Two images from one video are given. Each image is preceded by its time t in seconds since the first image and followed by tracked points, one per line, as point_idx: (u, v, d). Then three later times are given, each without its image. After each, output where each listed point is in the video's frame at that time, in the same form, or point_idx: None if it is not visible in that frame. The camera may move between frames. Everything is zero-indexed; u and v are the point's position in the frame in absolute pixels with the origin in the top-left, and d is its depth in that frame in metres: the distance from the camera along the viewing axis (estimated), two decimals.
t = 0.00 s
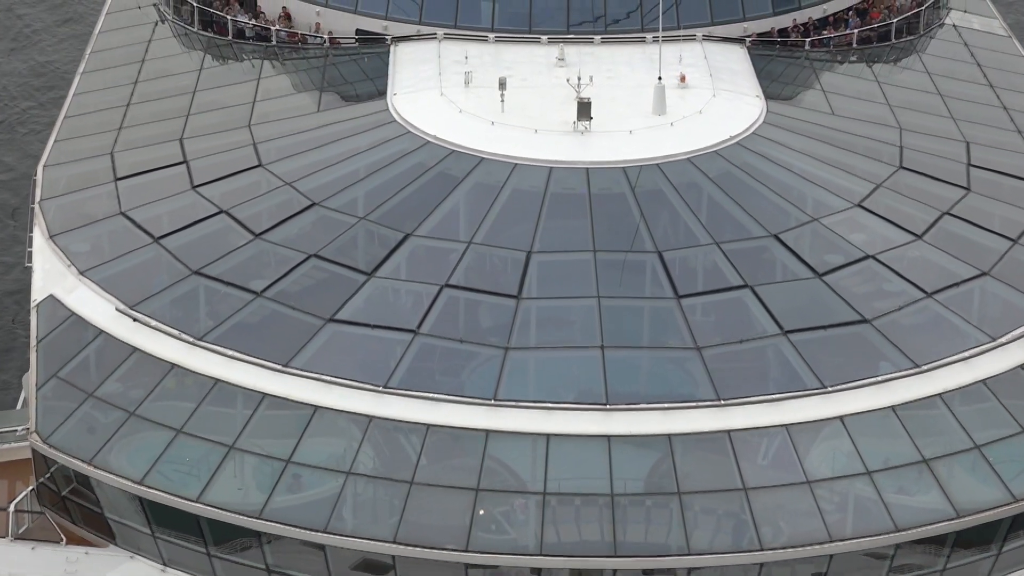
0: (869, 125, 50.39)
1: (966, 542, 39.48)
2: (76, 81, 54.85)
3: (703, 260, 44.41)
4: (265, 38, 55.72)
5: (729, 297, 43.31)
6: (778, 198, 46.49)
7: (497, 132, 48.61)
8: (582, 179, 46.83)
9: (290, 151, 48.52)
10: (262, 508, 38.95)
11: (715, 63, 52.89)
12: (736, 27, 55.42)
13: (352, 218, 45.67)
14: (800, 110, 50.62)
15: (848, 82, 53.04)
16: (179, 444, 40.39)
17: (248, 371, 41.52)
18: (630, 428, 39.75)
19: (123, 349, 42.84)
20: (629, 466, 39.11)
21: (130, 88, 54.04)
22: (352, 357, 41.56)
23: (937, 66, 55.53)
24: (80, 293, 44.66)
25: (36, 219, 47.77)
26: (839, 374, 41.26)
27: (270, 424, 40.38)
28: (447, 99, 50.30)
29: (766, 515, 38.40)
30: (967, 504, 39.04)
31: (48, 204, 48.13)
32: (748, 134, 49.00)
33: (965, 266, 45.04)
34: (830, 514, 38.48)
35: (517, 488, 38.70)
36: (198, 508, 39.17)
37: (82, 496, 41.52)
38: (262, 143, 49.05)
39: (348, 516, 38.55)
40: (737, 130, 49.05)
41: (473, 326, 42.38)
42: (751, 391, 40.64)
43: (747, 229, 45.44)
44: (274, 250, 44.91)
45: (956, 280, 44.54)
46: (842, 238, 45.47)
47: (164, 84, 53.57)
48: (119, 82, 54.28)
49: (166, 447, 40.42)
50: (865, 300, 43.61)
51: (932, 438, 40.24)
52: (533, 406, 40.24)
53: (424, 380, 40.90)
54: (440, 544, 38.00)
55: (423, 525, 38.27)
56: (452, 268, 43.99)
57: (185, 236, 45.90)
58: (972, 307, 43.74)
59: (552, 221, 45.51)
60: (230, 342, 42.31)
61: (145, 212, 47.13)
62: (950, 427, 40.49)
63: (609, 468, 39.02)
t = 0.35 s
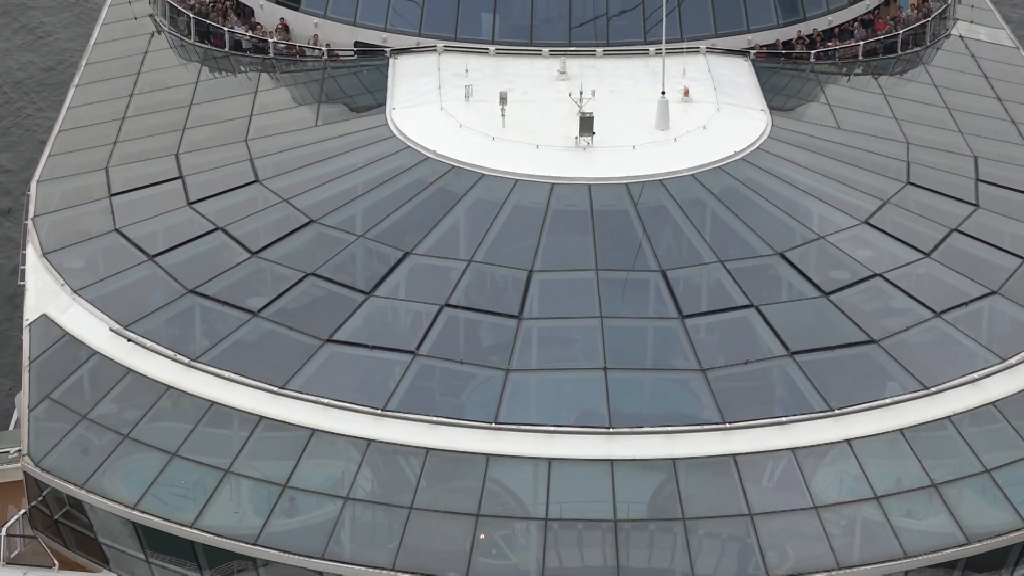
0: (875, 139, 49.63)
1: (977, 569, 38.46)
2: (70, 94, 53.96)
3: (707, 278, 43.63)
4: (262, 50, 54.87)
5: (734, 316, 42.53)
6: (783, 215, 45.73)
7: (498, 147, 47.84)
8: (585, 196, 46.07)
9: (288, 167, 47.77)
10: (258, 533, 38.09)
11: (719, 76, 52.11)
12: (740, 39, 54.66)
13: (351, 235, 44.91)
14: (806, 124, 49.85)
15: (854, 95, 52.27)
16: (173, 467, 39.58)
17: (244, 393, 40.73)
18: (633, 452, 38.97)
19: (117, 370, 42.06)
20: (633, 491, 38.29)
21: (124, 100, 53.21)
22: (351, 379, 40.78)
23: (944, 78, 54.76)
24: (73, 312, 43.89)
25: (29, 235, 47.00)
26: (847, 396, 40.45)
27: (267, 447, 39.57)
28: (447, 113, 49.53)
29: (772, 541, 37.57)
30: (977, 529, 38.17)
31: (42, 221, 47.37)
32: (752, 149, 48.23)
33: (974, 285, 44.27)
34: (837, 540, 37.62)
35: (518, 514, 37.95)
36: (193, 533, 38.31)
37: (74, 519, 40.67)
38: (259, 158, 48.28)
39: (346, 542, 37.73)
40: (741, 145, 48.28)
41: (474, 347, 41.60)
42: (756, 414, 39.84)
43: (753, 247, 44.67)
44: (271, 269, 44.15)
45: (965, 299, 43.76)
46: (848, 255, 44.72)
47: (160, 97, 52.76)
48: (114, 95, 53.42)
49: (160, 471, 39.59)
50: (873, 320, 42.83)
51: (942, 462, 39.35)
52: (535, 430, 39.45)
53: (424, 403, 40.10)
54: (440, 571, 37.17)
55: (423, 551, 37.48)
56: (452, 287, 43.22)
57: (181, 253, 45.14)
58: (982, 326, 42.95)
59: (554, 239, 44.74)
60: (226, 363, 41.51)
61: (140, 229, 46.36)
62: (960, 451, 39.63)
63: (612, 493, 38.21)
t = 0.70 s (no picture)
0: (882, 154, 48.86)
1: None
2: (64, 106, 53.17)
3: (712, 298, 42.84)
4: (260, 62, 54.07)
5: (739, 337, 41.73)
6: (789, 233, 44.98)
7: (499, 163, 47.07)
8: (586, 213, 45.31)
9: (285, 183, 47.00)
10: (253, 560, 37.18)
11: (723, 89, 51.33)
12: (744, 51, 53.78)
13: (349, 253, 44.16)
14: (812, 139, 49.09)
15: (860, 109, 51.52)
16: (167, 491, 38.70)
17: (240, 416, 39.89)
18: (637, 476, 38.13)
19: (111, 392, 41.25)
20: (636, 517, 37.41)
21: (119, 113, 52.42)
22: (348, 402, 39.96)
23: (951, 91, 54.00)
24: (67, 332, 43.09)
25: (22, 252, 46.21)
26: (854, 419, 39.60)
27: (263, 471, 38.73)
28: (447, 128, 48.78)
29: (779, 567, 36.54)
30: (988, 554, 37.08)
31: (36, 237, 46.59)
32: (757, 164, 47.45)
33: (984, 303, 43.46)
34: (846, 565, 36.58)
35: (519, 540, 37.01)
36: (186, 559, 37.40)
37: (67, 544, 39.82)
38: (256, 174, 47.51)
39: (343, 569, 36.82)
40: (746, 160, 47.50)
41: (474, 369, 40.80)
42: (762, 438, 38.99)
43: (758, 266, 43.90)
44: (268, 288, 43.38)
45: (975, 319, 42.94)
46: (855, 274, 43.94)
47: (157, 111, 51.99)
48: (109, 109, 52.62)
49: (154, 496, 38.71)
50: (881, 340, 42.01)
51: (952, 486, 38.42)
52: (536, 454, 38.63)
53: (423, 427, 39.28)
54: None
55: None
56: (452, 307, 42.44)
57: (176, 272, 44.36)
58: (992, 347, 42.12)
59: (556, 257, 43.95)
60: (221, 384, 40.71)
61: (135, 247, 45.59)
62: (970, 474, 38.72)
63: (615, 519, 37.33)
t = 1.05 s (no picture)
0: (889, 170, 48.08)
1: None
2: (59, 120, 52.38)
3: (717, 319, 42.07)
4: (257, 75, 53.25)
5: (745, 358, 40.94)
6: (795, 251, 44.21)
7: (500, 179, 46.29)
8: (588, 231, 44.54)
9: (282, 199, 46.24)
10: None
11: (728, 103, 50.56)
12: (749, 64, 52.98)
13: (348, 272, 43.41)
14: (817, 154, 48.33)
15: (866, 122, 50.73)
16: (161, 517, 37.87)
17: (235, 440, 39.05)
18: (641, 502, 37.27)
19: (104, 414, 40.44)
20: (640, 544, 36.54)
21: (114, 127, 51.61)
22: (346, 426, 39.14)
23: (958, 103, 53.20)
24: (59, 353, 42.30)
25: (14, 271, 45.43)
26: (862, 443, 38.73)
27: (259, 496, 37.92)
28: (446, 143, 48.02)
29: None
30: None
31: (29, 255, 45.82)
32: (763, 181, 46.67)
33: (993, 323, 42.66)
34: None
35: (520, 568, 36.16)
36: None
37: (60, 570, 39.02)
38: (253, 191, 46.74)
39: None
40: (751, 176, 46.72)
41: (474, 391, 39.98)
42: (768, 462, 38.13)
43: (764, 285, 43.12)
44: (264, 308, 42.61)
45: (984, 339, 42.13)
46: (862, 293, 43.16)
47: (152, 125, 51.21)
48: (103, 122, 51.83)
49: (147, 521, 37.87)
50: (889, 361, 41.19)
51: (962, 511, 37.52)
52: (538, 480, 37.80)
53: (422, 451, 38.45)
54: None
55: None
56: (451, 328, 41.65)
57: (171, 291, 43.58)
58: (1002, 368, 41.29)
59: (557, 276, 43.17)
60: (216, 407, 39.91)
61: (129, 265, 44.81)
62: (981, 499, 37.83)
63: (618, 546, 36.47)
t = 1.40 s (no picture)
0: (896, 186, 47.30)
1: None
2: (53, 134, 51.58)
3: (722, 340, 41.27)
4: (254, 88, 52.47)
5: (750, 380, 40.12)
6: (801, 270, 43.44)
7: (501, 197, 45.51)
8: (591, 249, 43.75)
9: (279, 216, 45.47)
10: None
11: (732, 118, 49.75)
12: (753, 77, 52.17)
13: (346, 291, 42.64)
14: (823, 170, 47.55)
15: (872, 137, 49.94)
16: (155, 543, 37.08)
17: (230, 465, 38.21)
18: (646, 529, 36.38)
19: (97, 437, 39.55)
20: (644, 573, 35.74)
21: (108, 142, 50.79)
22: (343, 451, 38.29)
23: (965, 116, 52.36)
24: (52, 374, 41.47)
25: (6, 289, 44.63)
26: (871, 468, 37.87)
27: (254, 522, 37.09)
28: (447, 159, 47.24)
29: None
30: None
31: (21, 273, 45.01)
32: (768, 198, 45.87)
33: (1003, 344, 41.83)
34: None
35: None
36: None
37: None
38: (249, 208, 45.96)
39: None
40: (756, 194, 45.93)
41: (475, 415, 39.15)
42: (774, 488, 37.28)
43: (770, 305, 42.33)
44: (261, 328, 41.83)
45: (994, 359, 41.32)
46: (870, 313, 42.35)
47: (148, 139, 50.41)
48: (98, 136, 51.04)
49: (141, 548, 37.10)
50: (897, 383, 40.34)
51: (972, 538, 36.75)
52: (540, 506, 36.93)
53: (421, 477, 37.61)
54: None
55: None
56: (451, 349, 40.85)
57: (166, 311, 42.79)
58: (1012, 390, 40.45)
59: (559, 296, 42.37)
60: (211, 430, 39.09)
61: (124, 283, 44.02)
62: (991, 525, 36.99)
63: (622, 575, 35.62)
